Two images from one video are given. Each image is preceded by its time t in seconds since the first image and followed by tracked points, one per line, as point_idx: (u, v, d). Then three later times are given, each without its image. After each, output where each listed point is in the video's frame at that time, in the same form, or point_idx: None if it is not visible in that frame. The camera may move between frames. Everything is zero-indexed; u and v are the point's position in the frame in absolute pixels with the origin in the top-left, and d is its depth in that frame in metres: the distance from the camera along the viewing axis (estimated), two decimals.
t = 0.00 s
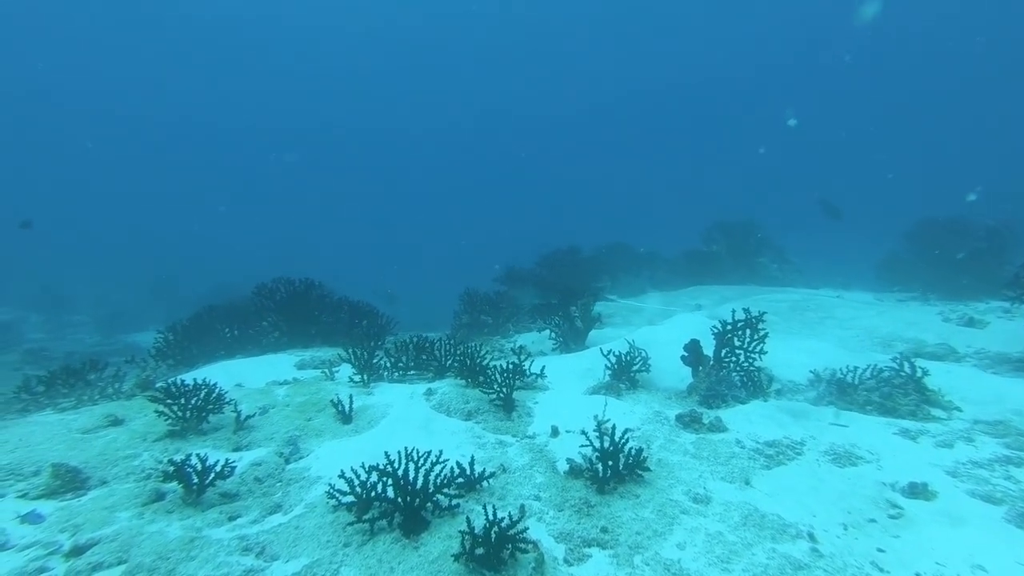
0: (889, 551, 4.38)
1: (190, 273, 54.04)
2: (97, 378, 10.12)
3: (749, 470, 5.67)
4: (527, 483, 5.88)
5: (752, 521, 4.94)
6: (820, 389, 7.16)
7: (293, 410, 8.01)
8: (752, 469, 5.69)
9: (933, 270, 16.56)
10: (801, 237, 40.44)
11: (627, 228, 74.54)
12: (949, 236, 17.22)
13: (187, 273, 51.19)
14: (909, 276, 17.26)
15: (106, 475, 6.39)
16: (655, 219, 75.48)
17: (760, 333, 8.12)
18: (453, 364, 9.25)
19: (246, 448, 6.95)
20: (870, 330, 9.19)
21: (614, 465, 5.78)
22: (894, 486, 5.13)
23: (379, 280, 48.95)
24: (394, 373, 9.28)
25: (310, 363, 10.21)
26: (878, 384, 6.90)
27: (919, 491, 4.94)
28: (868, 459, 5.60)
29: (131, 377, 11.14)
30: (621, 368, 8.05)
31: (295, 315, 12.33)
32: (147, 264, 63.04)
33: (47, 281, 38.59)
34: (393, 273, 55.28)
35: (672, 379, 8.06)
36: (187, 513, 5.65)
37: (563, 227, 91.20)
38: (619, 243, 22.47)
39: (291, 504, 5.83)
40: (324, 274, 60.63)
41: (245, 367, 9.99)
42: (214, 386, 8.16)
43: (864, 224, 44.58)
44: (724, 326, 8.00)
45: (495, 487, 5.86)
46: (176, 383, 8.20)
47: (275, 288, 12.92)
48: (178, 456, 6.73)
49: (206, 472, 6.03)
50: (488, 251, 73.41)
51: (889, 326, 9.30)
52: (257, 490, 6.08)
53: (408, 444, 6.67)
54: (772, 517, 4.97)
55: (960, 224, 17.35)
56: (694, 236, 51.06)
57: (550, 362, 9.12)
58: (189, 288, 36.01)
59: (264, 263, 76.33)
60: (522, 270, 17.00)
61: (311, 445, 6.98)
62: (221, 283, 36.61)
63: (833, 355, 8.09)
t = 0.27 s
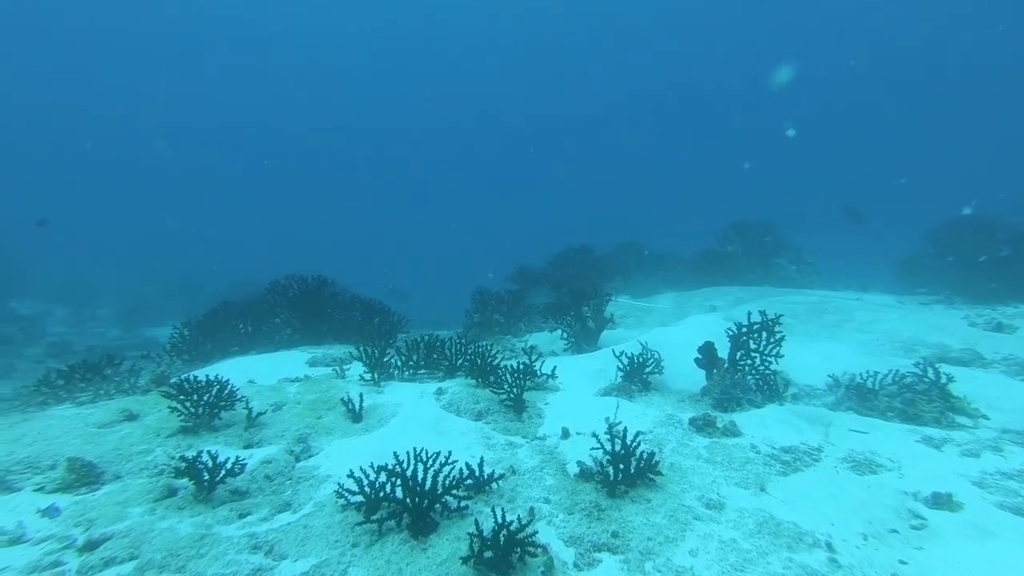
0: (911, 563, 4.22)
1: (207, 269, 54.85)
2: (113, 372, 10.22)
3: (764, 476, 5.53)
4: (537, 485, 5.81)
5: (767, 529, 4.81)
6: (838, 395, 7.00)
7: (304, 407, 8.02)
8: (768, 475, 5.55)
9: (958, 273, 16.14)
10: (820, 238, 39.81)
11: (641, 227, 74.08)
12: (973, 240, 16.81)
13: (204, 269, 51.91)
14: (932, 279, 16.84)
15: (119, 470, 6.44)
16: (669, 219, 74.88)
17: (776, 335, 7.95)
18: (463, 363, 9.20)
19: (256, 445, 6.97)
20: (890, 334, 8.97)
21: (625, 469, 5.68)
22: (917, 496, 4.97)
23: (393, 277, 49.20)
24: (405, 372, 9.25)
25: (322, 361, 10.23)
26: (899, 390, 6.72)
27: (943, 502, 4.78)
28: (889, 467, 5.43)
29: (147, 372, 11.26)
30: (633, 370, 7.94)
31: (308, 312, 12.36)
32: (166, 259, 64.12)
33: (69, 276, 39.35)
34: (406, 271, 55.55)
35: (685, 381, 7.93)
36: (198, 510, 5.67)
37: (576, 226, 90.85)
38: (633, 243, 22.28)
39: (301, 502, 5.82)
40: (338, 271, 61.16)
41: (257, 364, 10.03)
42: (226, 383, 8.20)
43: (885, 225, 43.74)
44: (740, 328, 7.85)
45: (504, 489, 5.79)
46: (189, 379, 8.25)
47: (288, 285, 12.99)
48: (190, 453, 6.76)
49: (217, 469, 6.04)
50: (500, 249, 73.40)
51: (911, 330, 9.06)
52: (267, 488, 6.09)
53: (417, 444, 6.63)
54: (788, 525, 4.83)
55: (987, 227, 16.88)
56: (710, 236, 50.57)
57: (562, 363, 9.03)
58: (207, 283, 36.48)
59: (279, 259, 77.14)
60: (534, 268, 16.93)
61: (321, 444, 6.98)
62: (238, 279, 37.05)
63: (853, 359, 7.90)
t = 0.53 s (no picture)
0: None
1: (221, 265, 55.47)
2: (125, 367, 10.28)
3: (780, 482, 5.39)
4: (546, 488, 5.71)
5: (783, 537, 4.67)
6: (856, 401, 6.84)
7: (314, 405, 8.01)
8: (783, 481, 5.41)
9: (980, 278, 15.76)
10: (836, 240, 39.25)
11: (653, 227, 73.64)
12: (997, 244, 16.40)
13: (219, 265, 52.47)
14: (954, 284, 16.46)
15: (129, 465, 6.46)
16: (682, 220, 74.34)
17: (792, 339, 7.79)
18: (473, 363, 9.14)
19: (265, 443, 6.95)
20: (910, 338, 8.77)
21: (637, 473, 5.56)
22: (939, 507, 4.81)
23: (404, 275, 49.36)
24: (414, 370, 9.19)
25: (332, 358, 10.21)
26: (920, 397, 6.55)
27: (968, 514, 4.62)
28: (909, 476, 5.28)
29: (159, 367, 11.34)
30: (645, 371, 7.82)
31: (318, 309, 12.36)
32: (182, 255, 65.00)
33: (88, 270, 40.01)
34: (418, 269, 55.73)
35: (698, 384, 7.79)
36: (206, 507, 5.67)
37: (587, 226, 90.57)
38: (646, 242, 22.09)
39: (308, 501, 5.80)
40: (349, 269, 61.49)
41: (267, 360, 10.04)
42: (236, 380, 8.21)
43: (903, 228, 43.02)
44: (755, 331, 7.70)
45: (513, 491, 5.71)
46: (200, 376, 8.28)
47: (299, 282, 13.02)
48: (199, 449, 6.77)
49: (225, 466, 6.04)
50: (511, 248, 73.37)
51: (932, 335, 8.84)
52: (275, 486, 6.08)
53: (426, 444, 6.58)
54: (804, 533, 4.69)
55: (1011, 230, 16.45)
56: (723, 237, 50.10)
57: (572, 364, 8.93)
58: (222, 280, 36.85)
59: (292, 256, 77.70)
60: (545, 268, 16.84)
61: (330, 442, 6.95)
62: (252, 276, 37.40)
63: (871, 364, 7.72)
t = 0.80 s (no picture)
0: None
1: (234, 258, 55.92)
2: (137, 359, 10.32)
3: (796, 485, 5.24)
4: (557, 487, 5.60)
5: (801, 541, 4.52)
6: (876, 401, 6.67)
7: (323, 400, 7.98)
8: (800, 484, 5.27)
9: (1003, 278, 15.37)
10: (852, 238, 38.66)
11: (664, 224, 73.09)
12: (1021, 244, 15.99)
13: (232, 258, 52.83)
14: (975, 283, 16.08)
15: (141, 458, 6.47)
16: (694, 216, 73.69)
17: (810, 338, 7.62)
18: (483, 359, 9.06)
19: (274, 438, 6.93)
20: (931, 338, 8.55)
21: (649, 473, 5.44)
22: (965, 512, 4.65)
23: (415, 271, 49.45)
24: (424, 366, 9.12)
25: (342, 353, 10.18)
26: (943, 399, 6.37)
27: (995, 520, 4.46)
28: (932, 480, 5.12)
29: (171, 360, 11.39)
30: (658, 369, 7.70)
31: (329, 303, 12.34)
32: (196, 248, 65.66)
33: (104, 262, 40.48)
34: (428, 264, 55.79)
35: (712, 383, 7.66)
36: (216, 501, 5.66)
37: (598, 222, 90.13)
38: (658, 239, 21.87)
39: (317, 497, 5.77)
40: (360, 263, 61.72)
41: (277, 354, 10.03)
42: (246, 374, 8.21)
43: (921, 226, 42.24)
44: (771, 329, 7.54)
45: (523, 490, 5.62)
46: (210, 369, 8.28)
47: (309, 276, 13.02)
48: (209, 443, 6.76)
49: (235, 461, 6.02)
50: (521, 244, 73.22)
51: (954, 335, 8.61)
52: (284, 481, 6.05)
53: (435, 441, 6.51)
54: (823, 538, 4.54)
55: None
56: (736, 234, 49.57)
57: (583, 361, 8.82)
58: (235, 273, 37.10)
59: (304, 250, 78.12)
60: (556, 264, 16.73)
61: (339, 438, 6.92)
62: (264, 269, 37.64)
63: (891, 364, 7.53)
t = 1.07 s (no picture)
0: None
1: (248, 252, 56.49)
2: (151, 352, 10.40)
3: (815, 488, 5.10)
4: (568, 487, 5.50)
5: (821, 546, 4.38)
6: (897, 403, 6.52)
7: (334, 396, 7.97)
8: (819, 488, 5.12)
9: None
10: (870, 236, 38.00)
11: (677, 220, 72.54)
12: None
13: (246, 253, 53.28)
14: (1000, 283, 15.68)
15: (154, 452, 6.49)
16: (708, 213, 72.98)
17: (829, 337, 7.45)
18: (494, 356, 8.98)
19: (285, 433, 6.93)
20: (955, 338, 8.33)
21: (663, 475, 5.32)
22: (992, 520, 4.49)
23: (427, 266, 49.55)
24: (435, 363, 9.06)
25: (353, 349, 10.17)
26: (967, 402, 6.20)
27: None
28: (957, 486, 4.96)
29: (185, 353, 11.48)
30: (671, 368, 7.58)
31: (340, 299, 12.34)
32: (211, 242, 66.37)
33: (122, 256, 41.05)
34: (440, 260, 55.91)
35: (727, 383, 7.52)
36: (227, 497, 5.66)
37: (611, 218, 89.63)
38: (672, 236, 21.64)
39: (328, 493, 5.76)
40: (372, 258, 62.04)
41: (289, 349, 10.04)
42: (258, 369, 8.21)
43: (942, 224, 41.40)
44: (788, 328, 7.39)
45: (534, 490, 5.53)
46: (222, 364, 8.29)
47: (321, 271, 13.05)
48: (221, 438, 6.78)
49: (246, 457, 6.01)
50: (533, 240, 73.10)
51: (980, 335, 8.37)
52: (295, 477, 6.05)
53: (446, 439, 6.45)
54: (844, 543, 4.39)
55: None
56: (751, 231, 49.00)
57: (595, 359, 8.71)
58: (250, 267, 37.45)
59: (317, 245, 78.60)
60: (567, 260, 16.63)
61: (350, 434, 6.91)
62: (278, 264, 37.95)
63: (913, 365, 7.35)
